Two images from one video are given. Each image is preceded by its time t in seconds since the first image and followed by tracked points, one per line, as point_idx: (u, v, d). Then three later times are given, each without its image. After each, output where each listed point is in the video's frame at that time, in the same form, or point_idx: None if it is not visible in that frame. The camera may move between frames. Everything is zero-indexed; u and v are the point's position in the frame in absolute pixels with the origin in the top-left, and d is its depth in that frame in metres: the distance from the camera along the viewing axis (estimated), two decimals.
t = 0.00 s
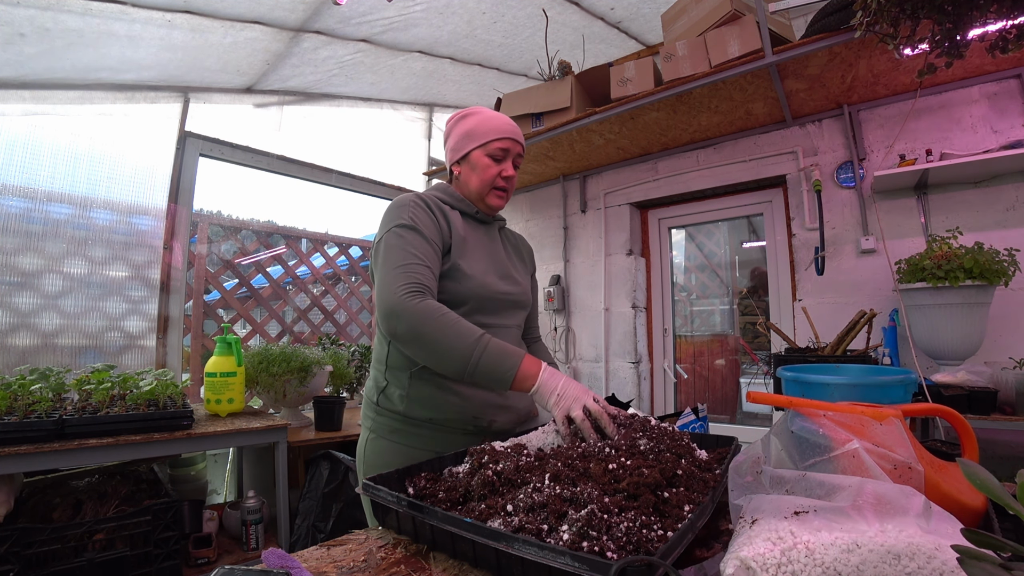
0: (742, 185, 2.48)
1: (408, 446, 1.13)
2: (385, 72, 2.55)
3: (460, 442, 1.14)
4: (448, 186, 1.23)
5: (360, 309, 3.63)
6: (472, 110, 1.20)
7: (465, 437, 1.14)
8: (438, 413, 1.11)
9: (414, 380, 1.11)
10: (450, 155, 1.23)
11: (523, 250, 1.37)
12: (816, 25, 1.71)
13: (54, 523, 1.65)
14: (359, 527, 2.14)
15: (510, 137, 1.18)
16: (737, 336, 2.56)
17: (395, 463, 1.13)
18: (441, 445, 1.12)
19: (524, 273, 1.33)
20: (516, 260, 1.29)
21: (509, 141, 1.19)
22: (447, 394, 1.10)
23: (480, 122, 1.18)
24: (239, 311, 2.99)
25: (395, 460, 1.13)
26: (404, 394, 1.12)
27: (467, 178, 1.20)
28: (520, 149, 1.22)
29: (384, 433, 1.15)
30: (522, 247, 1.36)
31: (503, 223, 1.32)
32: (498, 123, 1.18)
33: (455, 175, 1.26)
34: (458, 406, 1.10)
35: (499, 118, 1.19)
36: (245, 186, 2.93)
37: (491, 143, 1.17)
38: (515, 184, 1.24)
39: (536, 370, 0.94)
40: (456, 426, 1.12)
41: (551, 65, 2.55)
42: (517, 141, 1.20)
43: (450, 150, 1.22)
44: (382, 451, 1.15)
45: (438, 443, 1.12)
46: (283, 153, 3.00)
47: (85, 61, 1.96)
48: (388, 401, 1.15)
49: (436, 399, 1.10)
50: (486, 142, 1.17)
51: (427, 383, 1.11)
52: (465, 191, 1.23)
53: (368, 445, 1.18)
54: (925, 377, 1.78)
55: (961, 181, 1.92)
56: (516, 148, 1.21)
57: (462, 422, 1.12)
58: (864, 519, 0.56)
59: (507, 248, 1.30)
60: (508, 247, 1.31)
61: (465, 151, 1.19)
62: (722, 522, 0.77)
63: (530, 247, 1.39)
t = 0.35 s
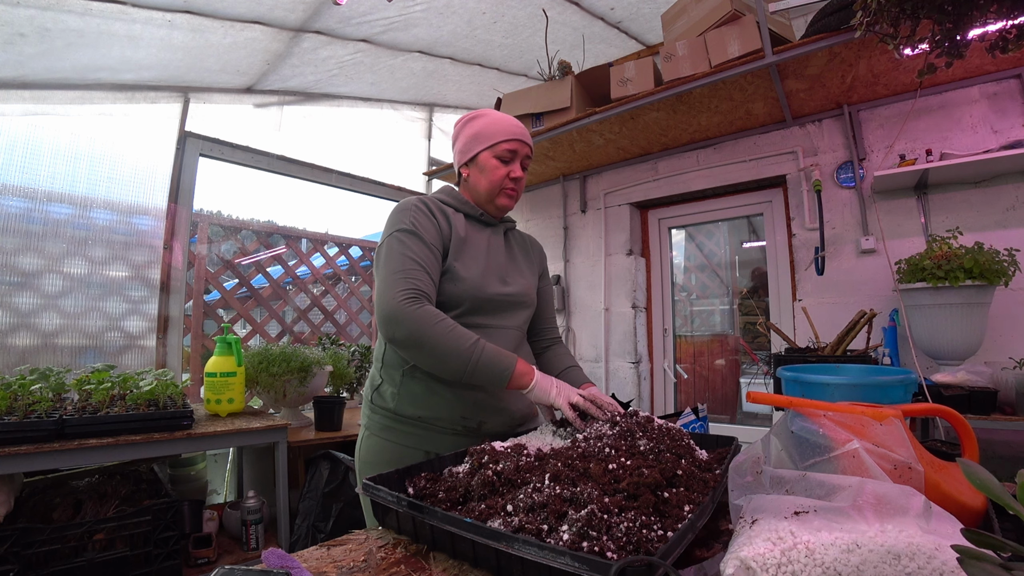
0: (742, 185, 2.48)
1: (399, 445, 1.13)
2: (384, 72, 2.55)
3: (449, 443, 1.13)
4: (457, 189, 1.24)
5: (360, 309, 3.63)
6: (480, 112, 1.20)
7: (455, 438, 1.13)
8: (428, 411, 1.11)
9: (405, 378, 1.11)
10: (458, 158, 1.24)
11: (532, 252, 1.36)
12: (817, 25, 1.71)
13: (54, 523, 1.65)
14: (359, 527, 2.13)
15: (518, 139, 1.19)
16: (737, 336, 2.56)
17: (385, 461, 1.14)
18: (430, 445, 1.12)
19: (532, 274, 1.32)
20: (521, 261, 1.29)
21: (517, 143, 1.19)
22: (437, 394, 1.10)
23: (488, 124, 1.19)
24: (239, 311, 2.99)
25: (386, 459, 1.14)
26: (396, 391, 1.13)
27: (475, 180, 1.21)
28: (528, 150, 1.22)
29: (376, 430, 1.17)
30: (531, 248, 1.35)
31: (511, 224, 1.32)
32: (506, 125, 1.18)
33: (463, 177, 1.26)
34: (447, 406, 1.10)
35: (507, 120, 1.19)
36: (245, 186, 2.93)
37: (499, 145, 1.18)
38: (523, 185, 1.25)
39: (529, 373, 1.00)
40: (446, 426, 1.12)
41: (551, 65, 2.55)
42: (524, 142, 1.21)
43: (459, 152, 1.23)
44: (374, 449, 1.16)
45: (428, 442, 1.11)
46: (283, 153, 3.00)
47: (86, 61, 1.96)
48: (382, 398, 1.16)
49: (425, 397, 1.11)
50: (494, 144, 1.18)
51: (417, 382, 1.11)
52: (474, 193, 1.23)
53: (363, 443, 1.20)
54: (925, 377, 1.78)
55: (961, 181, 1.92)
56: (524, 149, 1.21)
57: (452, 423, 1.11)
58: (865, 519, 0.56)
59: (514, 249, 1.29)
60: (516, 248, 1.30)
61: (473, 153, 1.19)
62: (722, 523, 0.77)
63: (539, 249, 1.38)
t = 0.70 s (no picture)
0: (742, 185, 2.48)
1: (407, 445, 1.14)
2: (384, 72, 2.55)
3: (458, 442, 1.13)
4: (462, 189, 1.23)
5: (360, 309, 3.63)
6: (487, 114, 1.21)
7: (463, 438, 1.13)
8: (437, 412, 1.11)
9: (413, 379, 1.11)
10: (464, 159, 1.25)
11: (536, 253, 1.36)
12: (817, 25, 1.71)
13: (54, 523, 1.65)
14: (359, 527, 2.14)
15: (522, 140, 1.19)
16: (737, 336, 2.56)
17: (393, 461, 1.15)
18: (438, 444, 1.12)
19: (535, 276, 1.32)
20: (527, 262, 1.29)
21: (521, 144, 1.19)
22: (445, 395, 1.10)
23: (493, 125, 1.19)
24: (239, 311, 2.99)
25: (395, 458, 1.14)
26: (404, 392, 1.13)
27: (480, 180, 1.21)
28: (532, 152, 1.22)
29: (384, 430, 1.17)
30: (534, 249, 1.36)
31: (516, 226, 1.31)
32: (511, 126, 1.19)
33: (469, 178, 1.26)
34: (456, 407, 1.10)
35: (512, 121, 1.20)
36: (245, 186, 2.93)
37: (503, 145, 1.18)
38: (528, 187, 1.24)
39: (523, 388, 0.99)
40: (455, 427, 1.11)
41: (551, 65, 2.55)
42: (529, 144, 1.20)
43: (465, 154, 1.24)
44: (382, 449, 1.16)
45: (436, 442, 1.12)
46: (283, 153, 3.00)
47: (86, 60, 1.96)
48: (390, 398, 1.16)
49: (433, 398, 1.10)
50: (498, 144, 1.18)
51: (425, 383, 1.11)
52: (478, 194, 1.23)
53: (371, 442, 1.20)
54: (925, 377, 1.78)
55: (960, 181, 1.92)
56: (528, 150, 1.21)
57: (460, 424, 1.11)
58: (864, 519, 0.56)
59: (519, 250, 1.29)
60: (521, 249, 1.30)
61: (478, 153, 1.20)
62: (722, 523, 0.77)
63: (543, 250, 1.39)
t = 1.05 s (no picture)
0: (742, 185, 2.48)
1: (413, 445, 1.14)
2: (384, 72, 2.55)
3: (465, 441, 1.13)
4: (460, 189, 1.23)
5: (360, 309, 3.63)
6: (479, 113, 1.21)
7: (471, 437, 1.13)
8: (444, 412, 1.11)
9: (421, 379, 1.11)
10: (459, 160, 1.25)
11: (532, 252, 1.37)
12: (817, 25, 1.71)
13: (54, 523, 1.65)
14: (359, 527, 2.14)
15: (516, 136, 1.19)
16: (737, 336, 2.56)
17: (399, 462, 1.14)
18: (445, 444, 1.13)
19: (534, 275, 1.32)
20: (525, 262, 1.29)
21: (516, 140, 1.19)
22: (455, 395, 1.10)
23: (485, 124, 1.19)
24: (239, 311, 2.99)
25: (402, 460, 1.14)
26: (412, 393, 1.12)
27: (476, 179, 1.21)
28: (527, 147, 1.22)
29: (389, 431, 1.16)
30: (531, 247, 1.36)
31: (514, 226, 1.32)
32: (503, 123, 1.19)
33: (465, 178, 1.27)
34: (464, 407, 1.10)
35: (504, 118, 1.20)
36: (245, 186, 2.93)
37: (498, 143, 1.18)
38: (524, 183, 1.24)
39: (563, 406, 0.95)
40: (463, 426, 1.12)
41: (551, 65, 2.55)
42: (523, 139, 1.21)
43: (459, 154, 1.24)
44: (387, 450, 1.16)
45: (444, 442, 1.12)
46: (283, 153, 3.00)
47: (86, 61, 1.96)
48: (396, 399, 1.16)
49: (442, 398, 1.10)
50: (493, 142, 1.18)
51: (434, 383, 1.11)
52: (475, 194, 1.23)
53: (375, 444, 1.19)
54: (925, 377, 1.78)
55: (960, 181, 1.92)
56: (522, 146, 1.21)
57: (469, 423, 1.11)
58: (864, 519, 0.56)
59: (518, 250, 1.29)
60: (520, 248, 1.30)
61: (473, 153, 1.20)
62: (722, 522, 0.78)
63: (539, 248, 1.39)
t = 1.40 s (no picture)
0: (742, 185, 2.48)
1: (411, 445, 1.14)
2: (384, 72, 2.55)
3: (463, 442, 1.13)
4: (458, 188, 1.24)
5: (360, 309, 3.63)
6: (477, 111, 1.21)
7: (469, 437, 1.13)
8: (442, 412, 1.11)
9: (418, 380, 1.11)
10: (457, 159, 1.25)
11: (531, 249, 1.37)
12: (817, 25, 1.71)
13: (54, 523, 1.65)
14: (359, 527, 2.14)
15: (514, 135, 1.19)
16: (737, 336, 2.56)
17: (398, 462, 1.15)
18: (443, 444, 1.13)
19: (532, 274, 1.31)
20: (523, 261, 1.29)
21: (514, 139, 1.19)
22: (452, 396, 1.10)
23: (483, 123, 1.19)
24: (239, 311, 2.99)
25: (401, 459, 1.14)
26: (409, 393, 1.12)
27: (474, 179, 1.21)
28: (525, 147, 1.22)
29: (388, 432, 1.17)
30: (529, 244, 1.36)
31: (512, 224, 1.32)
32: (502, 122, 1.19)
33: (464, 178, 1.27)
34: (462, 408, 1.10)
35: (503, 117, 1.20)
36: (245, 186, 2.93)
37: (495, 142, 1.18)
38: (523, 183, 1.24)
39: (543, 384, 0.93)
40: (460, 427, 1.12)
41: (551, 65, 2.55)
42: (521, 139, 1.20)
43: (458, 153, 1.24)
44: (386, 450, 1.16)
45: (442, 443, 1.12)
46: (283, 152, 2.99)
47: (86, 60, 1.96)
48: (394, 399, 1.16)
49: (439, 398, 1.10)
50: (490, 142, 1.18)
51: (430, 383, 1.11)
52: (473, 193, 1.23)
53: (374, 444, 1.20)
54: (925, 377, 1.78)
55: (961, 181, 1.92)
56: (520, 146, 1.21)
57: (466, 423, 1.11)
58: (865, 519, 0.56)
59: (515, 248, 1.29)
60: (518, 246, 1.30)
61: (471, 152, 1.20)
62: (722, 522, 0.78)
63: (537, 246, 1.39)
